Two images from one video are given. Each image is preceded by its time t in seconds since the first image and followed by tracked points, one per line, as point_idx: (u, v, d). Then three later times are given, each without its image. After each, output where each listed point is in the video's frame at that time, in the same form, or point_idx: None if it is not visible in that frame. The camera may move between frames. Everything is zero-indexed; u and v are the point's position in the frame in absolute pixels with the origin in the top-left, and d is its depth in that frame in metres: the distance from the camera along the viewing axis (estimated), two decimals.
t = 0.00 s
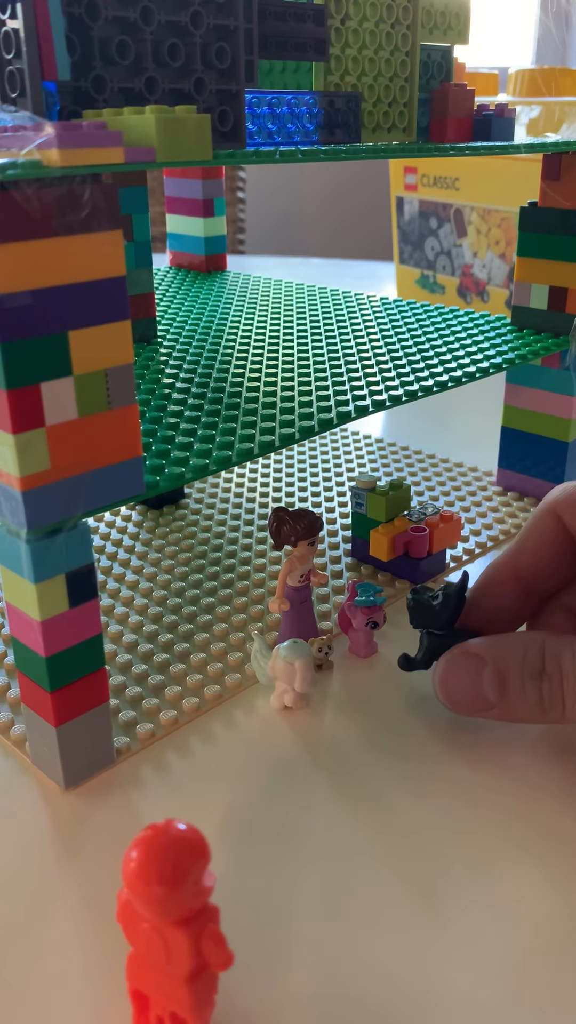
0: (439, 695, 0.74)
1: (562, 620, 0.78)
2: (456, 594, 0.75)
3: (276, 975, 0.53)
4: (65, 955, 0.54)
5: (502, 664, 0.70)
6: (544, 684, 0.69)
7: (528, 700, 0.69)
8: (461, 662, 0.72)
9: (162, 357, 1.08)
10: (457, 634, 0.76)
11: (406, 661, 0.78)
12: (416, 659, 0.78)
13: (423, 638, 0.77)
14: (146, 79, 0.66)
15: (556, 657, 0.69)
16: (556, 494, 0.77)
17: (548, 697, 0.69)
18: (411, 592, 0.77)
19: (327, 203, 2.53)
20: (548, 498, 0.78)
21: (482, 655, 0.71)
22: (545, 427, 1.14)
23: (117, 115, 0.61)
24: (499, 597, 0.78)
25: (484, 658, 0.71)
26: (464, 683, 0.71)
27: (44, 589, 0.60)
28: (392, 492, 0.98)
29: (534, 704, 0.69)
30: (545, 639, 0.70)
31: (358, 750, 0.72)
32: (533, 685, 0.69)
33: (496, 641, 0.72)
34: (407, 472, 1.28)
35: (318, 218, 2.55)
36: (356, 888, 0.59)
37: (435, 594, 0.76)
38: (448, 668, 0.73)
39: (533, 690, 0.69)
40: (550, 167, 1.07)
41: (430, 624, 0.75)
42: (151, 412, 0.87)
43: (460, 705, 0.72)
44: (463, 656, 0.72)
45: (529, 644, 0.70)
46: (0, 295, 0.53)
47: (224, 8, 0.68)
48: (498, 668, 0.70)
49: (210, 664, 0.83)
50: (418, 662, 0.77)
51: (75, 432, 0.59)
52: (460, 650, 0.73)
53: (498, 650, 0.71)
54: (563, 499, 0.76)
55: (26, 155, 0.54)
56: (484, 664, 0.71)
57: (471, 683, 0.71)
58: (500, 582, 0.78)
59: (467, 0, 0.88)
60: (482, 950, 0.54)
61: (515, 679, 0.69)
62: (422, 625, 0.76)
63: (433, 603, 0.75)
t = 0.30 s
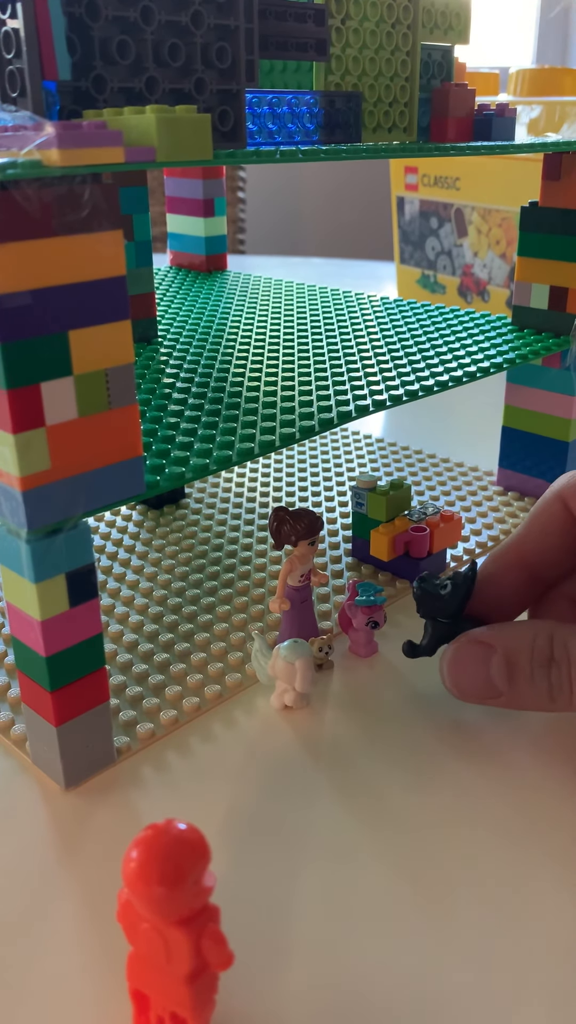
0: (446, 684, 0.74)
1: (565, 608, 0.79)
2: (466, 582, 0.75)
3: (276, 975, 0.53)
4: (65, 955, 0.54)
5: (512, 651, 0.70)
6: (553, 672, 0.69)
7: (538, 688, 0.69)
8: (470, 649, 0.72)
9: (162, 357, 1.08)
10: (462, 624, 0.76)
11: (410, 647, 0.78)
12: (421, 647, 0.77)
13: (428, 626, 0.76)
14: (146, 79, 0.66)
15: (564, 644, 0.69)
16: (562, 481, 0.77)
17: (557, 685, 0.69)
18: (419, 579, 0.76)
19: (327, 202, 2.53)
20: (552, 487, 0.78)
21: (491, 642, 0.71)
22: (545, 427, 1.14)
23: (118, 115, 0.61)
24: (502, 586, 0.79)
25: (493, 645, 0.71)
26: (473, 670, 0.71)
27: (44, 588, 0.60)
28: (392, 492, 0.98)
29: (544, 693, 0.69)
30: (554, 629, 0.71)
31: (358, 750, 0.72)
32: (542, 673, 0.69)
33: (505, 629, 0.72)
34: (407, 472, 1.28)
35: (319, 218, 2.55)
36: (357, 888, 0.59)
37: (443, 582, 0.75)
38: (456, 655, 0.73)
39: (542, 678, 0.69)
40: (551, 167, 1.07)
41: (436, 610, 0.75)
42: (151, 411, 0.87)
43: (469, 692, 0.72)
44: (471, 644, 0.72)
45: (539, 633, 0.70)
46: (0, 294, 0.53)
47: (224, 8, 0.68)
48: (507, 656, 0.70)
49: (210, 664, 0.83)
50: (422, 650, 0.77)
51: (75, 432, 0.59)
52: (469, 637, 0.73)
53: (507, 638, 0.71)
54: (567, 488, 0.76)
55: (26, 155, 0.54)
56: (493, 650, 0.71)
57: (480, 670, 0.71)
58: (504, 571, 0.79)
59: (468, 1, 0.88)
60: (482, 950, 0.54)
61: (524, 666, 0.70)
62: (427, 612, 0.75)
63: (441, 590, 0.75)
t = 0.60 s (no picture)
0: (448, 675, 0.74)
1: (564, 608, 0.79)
2: (469, 583, 0.76)
3: (276, 975, 0.53)
4: (65, 955, 0.54)
5: (517, 649, 0.70)
6: (555, 671, 0.70)
7: (540, 686, 0.70)
8: (476, 646, 0.72)
9: (162, 357, 1.08)
10: (465, 624, 0.76)
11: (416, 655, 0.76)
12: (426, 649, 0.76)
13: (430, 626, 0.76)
14: (146, 79, 0.66)
15: (568, 644, 0.70)
16: (560, 486, 0.77)
17: (559, 684, 0.69)
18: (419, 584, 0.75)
19: (327, 202, 2.53)
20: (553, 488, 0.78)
21: (496, 639, 0.71)
22: (545, 427, 1.14)
23: (118, 115, 0.61)
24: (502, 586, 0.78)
25: (499, 643, 0.71)
26: (477, 668, 0.71)
27: (45, 589, 0.60)
28: (392, 493, 0.98)
29: (546, 691, 0.70)
30: (558, 627, 0.71)
31: (358, 750, 0.72)
32: (545, 672, 0.70)
33: (510, 628, 0.72)
34: (407, 472, 1.28)
35: (319, 217, 2.55)
36: (356, 888, 0.59)
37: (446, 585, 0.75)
38: (462, 651, 0.73)
39: (544, 676, 0.70)
40: (551, 167, 1.07)
41: (442, 611, 0.75)
42: (151, 412, 0.88)
43: (471, 688, 0.72)
44: (477, 642, 0.72)
45: (543, 632, 0.71)
46: (1, 295, 0.53)
47: (224, 8, 0.68)
48: (513, 654, 0.70)
49: (210, 664, 0.83)
50: (428, 655, 0.76)
51: (75, 432, 0.59)
52: (475, 634, 0.73)
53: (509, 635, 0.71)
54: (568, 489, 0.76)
55: (26, 155, 0.54)
56: (498, 649, 0.71)
57: (485, 668, 0.71)
58: (504, 571, 0.78)
59: (467, 1, 0.88)
60: (482, 950, 0.54)
61: (527, 664, 0.70)
62: (433, 615, 0.75)
63: (446, 591, 0.75)
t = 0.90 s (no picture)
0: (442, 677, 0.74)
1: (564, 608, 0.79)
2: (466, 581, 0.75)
3: (276, 975, 0.53)
4: (65, 955, 0.54)
5: (509, 650, 0.70)
6: (547, 671, 0.70)
7: (532, 686, 0.70)
8: (468, 646, 0.72)
9: (162, 357, 1.08)
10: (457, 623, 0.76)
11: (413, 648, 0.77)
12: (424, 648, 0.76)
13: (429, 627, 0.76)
14: (146, 79, 0.66)
15: (561, 644, 0.70)
16: (559, 484, 0.77)
17: (552, 684, 0.70)
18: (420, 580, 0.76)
19: (327, 202, 2.53)
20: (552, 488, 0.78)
21: (489, 639, 0.71)
22: (545, 427, 1.14)
23: (118, 115, 0.61)
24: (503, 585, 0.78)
25: (492, 643, 0.71)
26: (470, 667, 0.71)
27: (45, 589, 0.60)
28: (392, 493, 0.98)
29: (538, 692, 0.70)
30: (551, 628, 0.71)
31: (358, 750, 0.72)
32: (537, 672, 0.70)
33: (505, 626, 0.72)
34: (407, 472, 1.28)
35: (319, 217, 2.55)
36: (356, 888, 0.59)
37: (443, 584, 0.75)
38: (455, 651, 0.73)
39: (537, 677, 0.70)
40: (551, 167, 1.07)
41: (438, 610, 0.75)
42: (151, 411, 0.87)
43: (465, 689, 0.72)
44: (470, 642, 0.72)
45: (536, 633, 0.71)
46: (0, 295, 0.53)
47: (224, 8, 0.68)
48: (506, 654, 0.70)
49: (210, 664, 0.83)
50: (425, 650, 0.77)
51: (75, 432, 0.59)
52: (466, 635, 0.73)
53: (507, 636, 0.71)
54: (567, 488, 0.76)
55: (26, 155, 0.54)
56: (492, 649, 0.71)
57: (478, 668, 0.71)
58: (503, 570, 0.79)
59: (467, 1, 0.88)
60: (483, 951, 0.54)
61: (520, 664, 0.70)
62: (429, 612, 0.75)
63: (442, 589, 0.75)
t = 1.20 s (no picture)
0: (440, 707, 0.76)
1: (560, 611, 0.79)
2: (438, 617, 0.76)
3: (277, 975, 0.53)
4: (65, 955, 0.54)
5: (498, 680, 0.71)
6: (533, 698, 0.70)
7: (519, 713, 0.71)
8: (462, 677, 0.73)
9: (162, 357, 1.08)
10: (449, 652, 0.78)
11: (416, 694, 0.77)
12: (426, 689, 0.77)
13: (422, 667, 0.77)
14: (146, 79, 0.66)
15: (545, 672, 0.70)
16: (542, 516, 0.76)
17: (538, 710, 0.70)
18: (399, 626, 0.78)
19: (327, 203, 2.53)
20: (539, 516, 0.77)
21: (480, 670, 0.72)
22: (545, 427, 1.14)
23: (118, 115, 0.61)
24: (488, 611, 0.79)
25: (483, 673, 0.72)
26: (463, 698, 0.73)
27: (44, 589, 0.60)
28: (392, 493, 0.98)
29: (526, 717, 0.71)
30: (534, 654, 0.71)
31: (358, 750, 0.72)
32: (523, 699, 0.70)
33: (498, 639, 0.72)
34: (407, 472, 1.28)
35: (319, 218, 2.55)
36: (357, 887, 0.59)
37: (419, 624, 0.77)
38: (449, 684, 0.74)
39: (524, 704, 0.71)
40: (551, 167, 1.07)
41: (425, 648, 0.76)
42: (151, 411, 0.87)
43: (458, 718, 0.74)
44: (462, 673, 0.73)
45: (521, 660, 0.71)
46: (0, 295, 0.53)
47: (224, 8, 0.68)
48: (495, 684, 0.71)
49: (210, 664, 0.83)
50: (428, 695, 0.77)
51: (75, 432, 0.59)
52: (462, 663, 0.74)
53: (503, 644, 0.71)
54: (549, 518, 0.75)
55: (26, 155, 0.54)
56: (482, 679, 0.72)
57: (469, 700, 0.72)
58: (489, 598, 0.79)
59: (467, 1, 0.89)
60: (482, 950, 0.54)
61: (508, 693, 0.71)
62: (417, 652, 0.76)
63: (420, 628, 0.77)
